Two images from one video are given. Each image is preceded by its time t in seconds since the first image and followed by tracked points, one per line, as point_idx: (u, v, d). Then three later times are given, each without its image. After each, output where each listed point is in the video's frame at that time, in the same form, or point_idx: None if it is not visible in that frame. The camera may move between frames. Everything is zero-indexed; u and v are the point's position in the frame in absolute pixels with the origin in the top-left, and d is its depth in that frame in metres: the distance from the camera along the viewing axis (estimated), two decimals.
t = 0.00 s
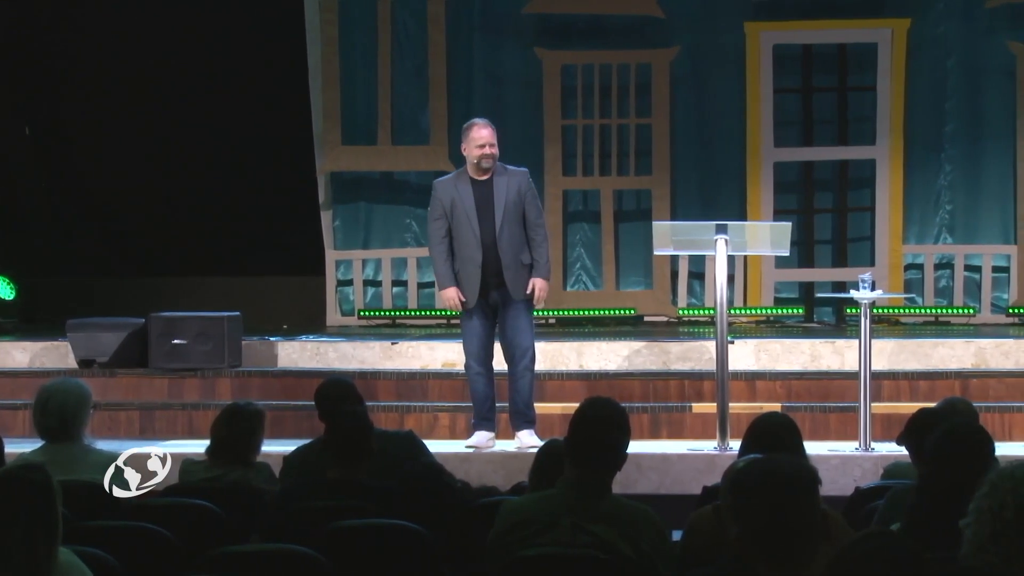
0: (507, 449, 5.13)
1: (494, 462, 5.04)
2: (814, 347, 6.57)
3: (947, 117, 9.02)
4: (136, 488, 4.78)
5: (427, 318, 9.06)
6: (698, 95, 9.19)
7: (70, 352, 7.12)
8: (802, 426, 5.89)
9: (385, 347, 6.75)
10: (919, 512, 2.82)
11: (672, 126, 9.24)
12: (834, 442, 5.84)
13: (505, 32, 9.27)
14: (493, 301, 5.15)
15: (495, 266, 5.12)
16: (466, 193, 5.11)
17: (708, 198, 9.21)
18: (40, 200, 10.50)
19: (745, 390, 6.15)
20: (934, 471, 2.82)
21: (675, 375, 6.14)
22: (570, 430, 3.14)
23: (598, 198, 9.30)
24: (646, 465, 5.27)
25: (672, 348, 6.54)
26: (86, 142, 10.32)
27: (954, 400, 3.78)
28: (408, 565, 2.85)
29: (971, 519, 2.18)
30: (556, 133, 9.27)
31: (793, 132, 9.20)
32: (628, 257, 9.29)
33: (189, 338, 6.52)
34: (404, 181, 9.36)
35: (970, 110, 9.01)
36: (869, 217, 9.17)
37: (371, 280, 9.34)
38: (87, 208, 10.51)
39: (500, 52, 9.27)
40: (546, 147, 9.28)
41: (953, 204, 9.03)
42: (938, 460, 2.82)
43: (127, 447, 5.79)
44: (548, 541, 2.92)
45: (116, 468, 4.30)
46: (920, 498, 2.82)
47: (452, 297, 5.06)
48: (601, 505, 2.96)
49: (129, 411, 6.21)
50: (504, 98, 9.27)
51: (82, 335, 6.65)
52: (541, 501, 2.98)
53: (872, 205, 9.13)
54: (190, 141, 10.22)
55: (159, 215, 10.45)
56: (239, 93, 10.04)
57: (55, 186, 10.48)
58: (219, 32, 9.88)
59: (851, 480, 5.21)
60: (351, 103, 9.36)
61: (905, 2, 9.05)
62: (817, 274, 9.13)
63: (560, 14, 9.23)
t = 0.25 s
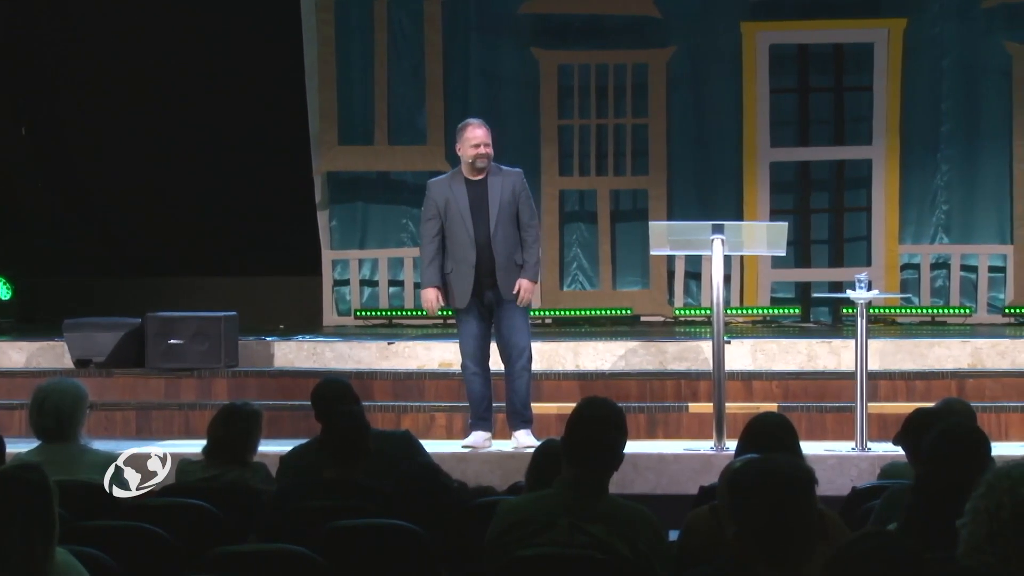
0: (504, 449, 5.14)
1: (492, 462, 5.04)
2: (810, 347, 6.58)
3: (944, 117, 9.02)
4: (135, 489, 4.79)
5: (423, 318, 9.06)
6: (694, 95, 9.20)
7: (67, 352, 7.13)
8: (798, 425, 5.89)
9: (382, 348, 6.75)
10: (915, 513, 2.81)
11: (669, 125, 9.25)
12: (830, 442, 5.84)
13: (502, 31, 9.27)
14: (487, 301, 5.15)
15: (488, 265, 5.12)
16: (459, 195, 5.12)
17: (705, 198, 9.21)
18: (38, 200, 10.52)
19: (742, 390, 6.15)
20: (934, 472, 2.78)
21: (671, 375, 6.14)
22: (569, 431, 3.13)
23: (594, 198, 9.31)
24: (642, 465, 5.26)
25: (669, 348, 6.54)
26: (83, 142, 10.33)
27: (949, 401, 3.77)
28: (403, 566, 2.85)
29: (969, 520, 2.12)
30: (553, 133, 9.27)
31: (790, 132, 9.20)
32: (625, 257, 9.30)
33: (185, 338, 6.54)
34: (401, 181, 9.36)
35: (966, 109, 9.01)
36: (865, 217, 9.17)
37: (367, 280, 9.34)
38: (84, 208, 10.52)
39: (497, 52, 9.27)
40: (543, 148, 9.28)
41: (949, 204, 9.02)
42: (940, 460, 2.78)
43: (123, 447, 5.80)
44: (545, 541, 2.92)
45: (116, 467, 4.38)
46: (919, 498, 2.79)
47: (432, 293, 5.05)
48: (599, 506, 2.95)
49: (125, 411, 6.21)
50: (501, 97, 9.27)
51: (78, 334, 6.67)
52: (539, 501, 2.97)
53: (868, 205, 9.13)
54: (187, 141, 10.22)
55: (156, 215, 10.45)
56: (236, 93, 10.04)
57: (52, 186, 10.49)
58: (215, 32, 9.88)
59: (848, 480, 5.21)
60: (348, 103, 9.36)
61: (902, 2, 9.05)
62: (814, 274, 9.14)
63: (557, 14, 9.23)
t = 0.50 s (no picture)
0: (501, 448, 5.14)
1: (488, 461, 5.05)
2: (807, 347, 6.58)
3: (940, 116, 9.01)
4: (135, 488, 4.79)
5: (420, 318, 9.06)
6: (691, 95, 9.20)
7: (64, 351, 7.14)
8: (796, 425, 5.90)
9: (379, 347, 6.75)
10: (914, 512, 2.77)
11: (666, 125, 9.25)
12: (827, 441, 5.85)
13: (498, 31, 9.27)
14: (483, 300, 5.15)
15: (484, 265, 5.12)
16: (456, 195, 5.12)
17: (702, 198, 9.21)
18: (36, 200, 10.54)
19: (739, 389, 6.16)
20: (932, 471, 2.76)
21: (669, 374, 6.16)
22: (565, 431, 3.13)
23: (592, 198, 9.31)
24: (639, 464, 5.26)
25: (666, 347, 6.55)
26: (81, 142, 10.34)
27: (948, 400, 3.75)
28: (398, 566, 2.84)
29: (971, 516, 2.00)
30: (549, 133, 9.28)
31: (786, 132, 9.21)
32: (623, 257, 9.31)
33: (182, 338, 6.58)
34: (398, 180, 9.38)
35: (962, 109, 9.01)
36: (862, 217, 9.19)
37: (365, 279, 9.34)
38: (82, 208, 10.53)
39: (494, 52, 9.27)
40: (540, 147, 9.29)
41: (946, 203, 9.03)
42: (936, 459, 2.76)
43: (120, 446, 5.79)
44: (542, 540, 2.91)
45: (116, 467, 4.40)
46: (916, 497, 2.77)
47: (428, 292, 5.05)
48: (597, 505, 2.94)
49: (122, 411, 6.21)
50: (498, 97, 9.27)
51: (75, 334, 6.74)
52: (535, 501, 2.97)
53: (865, 205, 9.15)
54: (184, 140, 10.23)
55: (154, 215, 10.46)
56: (233, 93, 10.04)
57: (49, 186, 10.50)
58: (211, 32, 9.88)
59: (845, 479, 5.21)
60: (345, 102, 9.36)
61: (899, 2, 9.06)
62: (811, 274, 9.15)
63: (554, 14, 9.24)
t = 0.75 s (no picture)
0: (499, 448, 5.14)
1: (487, 461, 5.05)
2: (806, 347, 6.58)
3: (939, 116, 9.01)
4: (134, 488, 4.80)
5: (419, 318, 9.06)
6: (690, 95, 9.20)
7: (63, 351, 7.15)
8: (795, 425, 5.90)
9: (378, 347, 6.75)
10: (912, 515, 2.78)
11: (665, 125, 9.25)
12: (826, 441, 5.85)
13: (498, 31, 9.26)
14: (482, 300, 5.15)
15: (484, 265, 5.12)
16: (456, 194, 5.11)
17: (701, 198, 9.22)
18: (35, 199, 10.54)
19: (738, 389, 6.16)
20: (930, 472, 2.76)
21: (668, 374, 6.16)
22: (565, 431, 3.12)
23: (590, 198, 9.31)
24: (638, 465, 5.26)
25: (665, 347, 6.54)
26: (80, 142, 10.34)
27: (945, 400, 3.74)
28: (398, 566, 2.84)
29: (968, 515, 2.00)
30: (548, 133, 9.28)
31: (785, 132, 9.21)
32: (621, 256, 9.31)
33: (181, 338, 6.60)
34: (396, 180, 9.38)
35: (962, 109, 9.01)
36: (861, 216, 9.19)
37: (364, 279, 9.35)
38: (81, 207, 10.53)
39: (493, 52, 9.27)
40: (539, 147, 9.29)
41: (945, 203, 9.03)
42: (934, 460, 2.75)
43: (119, 446, 5.80)
44: (541, 541, 2.91)
45: (115, 467, 4.41)
46: (913, 498, 2.77)
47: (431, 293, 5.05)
48: (596, 507, 2.93)
49: (120, 411, 6.21)
50: (497, 96, 9.27)
51: (75, 334, 6.75)
52: (534, 501, 2.96)
53: (864, 204, 9.15)
54: (183, 140, 10.23)
55: (153, 215, 10.46)
56: (232, 92, 10.04)
57: (49, 185, 10.49)
58: (210, 32, 9.89)
59: (843, 479, 5.21)
60: (344, 102, 9.36)
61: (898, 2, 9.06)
62: (810, 274, 9.15)
63: (553, 14, 9.24)
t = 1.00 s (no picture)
0: (499, 448, 5.13)
1: (486, 461, 5.04)
2: (806, 347, 6.58)
3: (939, 116, 9.01)
4: (135, 488, 4.81)
5: (419, 318, 9.06)
6: (689, 95, 9.20)
7: (62, 351, 7.15)
8: (794, 425, 5.90)
9: (377, 347, 6.75)
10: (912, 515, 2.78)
11: (664, 125, 9.25)
12: (825, 441, 5.84)
13: (497, 31, 9.27)
14: (482, 300, 5.15)
15: (484, 265, 5.12)
16: (456, 195, 5.12)
17: (701, 198, 9.22)
18: (35, 199, 10.54)
19: (737, 389, 6.16)
20: (930, 473, 2.75)
21: (667, 374, 6.16)
22: (565, 431, 3.12)
23: (590, 198, 9.32)
24: (637, 465, 5.26)
25: (665, 347, 6.54)
26: (80, 141, 10.34)
27: (945, 400, 3.74)
28: (398, 566, 2.84)
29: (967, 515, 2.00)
30: (548, 132, 9.28)
31: (785, 132, 9.22)
32: (621, 256, 9.31)
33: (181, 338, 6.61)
34: (396, 180, 9.38)
35: (961, 109, 9.01)
36: (861, 216, 9.19)
37: (363, 279, 9.35)
38: (80, 207, 10.53)
39: (492, 52, 9.28)
40: (538, 148, 9.29)
41: (944, 203, 9.03)
42: (933, 462, 2.75)
43: (118, 446, 5.80)
44: (541, 540, 2.90)
45: (116, 468, 4.41)
46: (913, 498, 2.77)
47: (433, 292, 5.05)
48: (596, 507, 2.93)
49: (120, 411, 6.20)
50: (496, 96, 9.27)
51: (75, 334, 6.74)
52: (533, 501, 2.96)
53: (863, 204, 9.15)
54: (182, 140, 10.23)
55: (152, 214, 10.46)
56: (231, 92, 10.04)
57: (48, 185, 10.49)
58: (209, 32, 9.89)
59: (843, 479, 5.21)
60: (344, 102, 9.36)
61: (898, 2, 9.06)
62: (809, 274, 9.15)
63: (553, 14, 9.24)
